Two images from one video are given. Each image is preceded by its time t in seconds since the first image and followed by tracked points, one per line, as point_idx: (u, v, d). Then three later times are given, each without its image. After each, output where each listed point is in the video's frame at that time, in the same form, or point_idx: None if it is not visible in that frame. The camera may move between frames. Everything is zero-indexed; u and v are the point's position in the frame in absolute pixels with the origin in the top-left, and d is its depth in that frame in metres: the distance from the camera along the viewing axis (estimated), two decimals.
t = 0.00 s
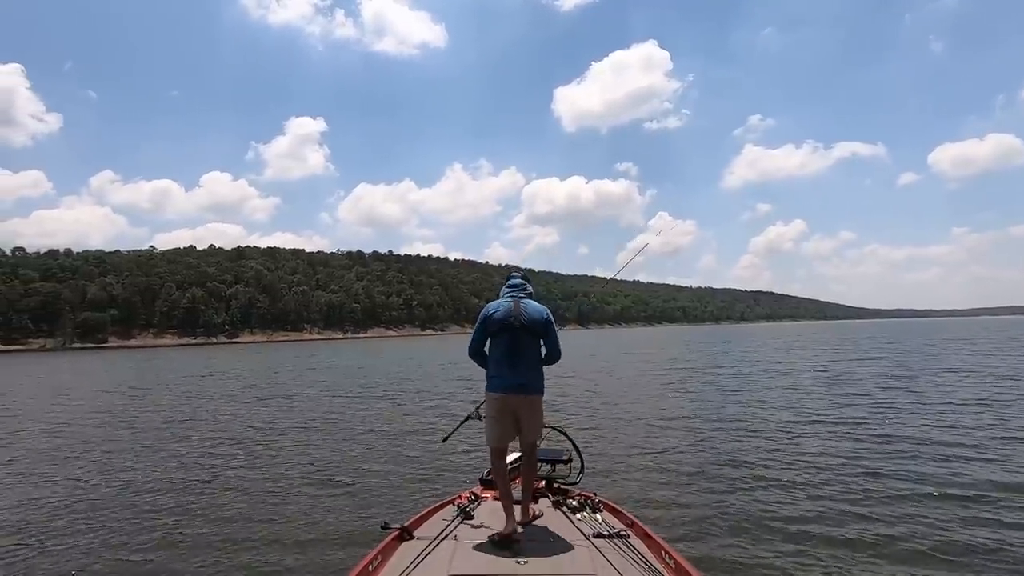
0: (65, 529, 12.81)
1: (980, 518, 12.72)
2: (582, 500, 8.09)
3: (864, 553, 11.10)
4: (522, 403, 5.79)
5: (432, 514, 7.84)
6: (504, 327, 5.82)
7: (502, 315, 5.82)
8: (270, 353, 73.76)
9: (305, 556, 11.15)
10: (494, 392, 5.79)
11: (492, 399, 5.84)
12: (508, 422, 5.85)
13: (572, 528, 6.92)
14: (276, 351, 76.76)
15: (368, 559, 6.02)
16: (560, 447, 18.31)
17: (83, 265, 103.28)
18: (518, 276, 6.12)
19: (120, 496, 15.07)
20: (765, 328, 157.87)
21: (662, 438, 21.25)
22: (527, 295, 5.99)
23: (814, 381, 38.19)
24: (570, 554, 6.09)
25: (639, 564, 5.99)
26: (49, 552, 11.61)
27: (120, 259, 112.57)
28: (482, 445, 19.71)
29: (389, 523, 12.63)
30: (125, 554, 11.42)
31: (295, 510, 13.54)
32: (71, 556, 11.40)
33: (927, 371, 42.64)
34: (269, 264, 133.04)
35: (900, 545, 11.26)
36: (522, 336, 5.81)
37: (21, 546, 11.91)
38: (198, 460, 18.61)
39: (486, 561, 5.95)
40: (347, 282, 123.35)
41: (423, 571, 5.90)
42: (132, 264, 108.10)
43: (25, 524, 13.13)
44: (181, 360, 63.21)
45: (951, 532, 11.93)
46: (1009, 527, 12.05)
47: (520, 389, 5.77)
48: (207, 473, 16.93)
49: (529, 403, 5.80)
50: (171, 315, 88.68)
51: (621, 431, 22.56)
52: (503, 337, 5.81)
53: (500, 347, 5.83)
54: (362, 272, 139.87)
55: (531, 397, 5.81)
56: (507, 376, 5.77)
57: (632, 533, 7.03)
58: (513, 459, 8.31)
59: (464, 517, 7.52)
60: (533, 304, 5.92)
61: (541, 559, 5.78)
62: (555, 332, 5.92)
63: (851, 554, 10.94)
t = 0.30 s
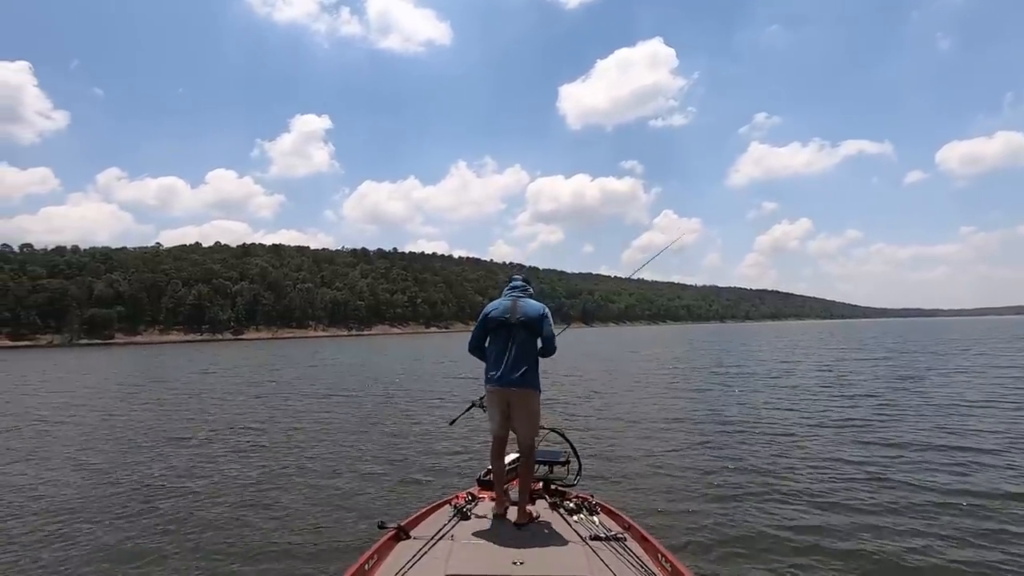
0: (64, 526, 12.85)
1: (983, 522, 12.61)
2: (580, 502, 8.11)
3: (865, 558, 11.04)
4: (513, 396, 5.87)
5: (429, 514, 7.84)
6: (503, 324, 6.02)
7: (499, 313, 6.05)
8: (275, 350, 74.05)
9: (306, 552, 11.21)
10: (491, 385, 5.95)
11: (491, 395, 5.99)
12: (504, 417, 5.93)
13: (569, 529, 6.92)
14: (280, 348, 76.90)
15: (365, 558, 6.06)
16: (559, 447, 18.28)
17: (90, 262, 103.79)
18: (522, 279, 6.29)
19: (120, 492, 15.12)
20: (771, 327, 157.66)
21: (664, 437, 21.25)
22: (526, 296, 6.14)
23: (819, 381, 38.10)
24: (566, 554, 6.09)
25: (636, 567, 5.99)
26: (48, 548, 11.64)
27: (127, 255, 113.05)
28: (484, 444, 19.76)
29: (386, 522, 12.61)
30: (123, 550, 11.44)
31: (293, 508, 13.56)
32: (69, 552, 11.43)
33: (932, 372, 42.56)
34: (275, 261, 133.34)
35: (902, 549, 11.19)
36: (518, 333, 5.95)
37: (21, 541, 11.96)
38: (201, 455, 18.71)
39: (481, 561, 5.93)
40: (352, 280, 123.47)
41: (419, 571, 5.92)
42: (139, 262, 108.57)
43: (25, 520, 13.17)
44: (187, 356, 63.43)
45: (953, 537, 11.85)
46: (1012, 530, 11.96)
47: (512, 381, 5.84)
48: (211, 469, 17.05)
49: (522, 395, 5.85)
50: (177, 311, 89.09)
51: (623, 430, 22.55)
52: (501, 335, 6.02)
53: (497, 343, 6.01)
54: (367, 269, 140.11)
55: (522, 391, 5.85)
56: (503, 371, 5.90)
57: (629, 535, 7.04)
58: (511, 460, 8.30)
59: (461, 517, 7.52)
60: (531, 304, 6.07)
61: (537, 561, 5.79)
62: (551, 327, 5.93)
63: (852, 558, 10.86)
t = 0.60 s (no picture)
0: (65, 524, 12.86)
1: (985, 525, 12.59)
2: (578, 502, 8.12)
3: (866, 560, 11.00)
4: (500, 392, 5.93)
5: (427, 512, 7.85)
6: (494, 323, 6.15)
7: (492, 313, 6.19)
8: (280, 348, 74.31)
9: (307, 550, 11.24)
10: (480, 382, 6.09)
11: (485, 392, 6.13)
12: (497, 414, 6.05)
13: (567, 528, 6.93)
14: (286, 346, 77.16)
15: (363, 555, 6.07)
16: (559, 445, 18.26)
17: (96, 261, 104.15)
18: (517, 279, 6.38)
19: (122, 490, 15.15)
20: (776, 325, 157.35)
21: (667, 437, 21.23)
22: (518, 296, 6.21)
23: (824, 380, 37.99)
24: (563, 554, 6.10)
25: (634, 567, 6.00)
26: (49, 545, 11.68)
27: (133, 254, 113.42)
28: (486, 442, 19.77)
29: (384, 519, 12.62)
30: (121, 548, 11.47)
31: (292, 506, 13.57)
32: (69, 551, 11.46)
33: (938, 370, 42.38)
34: (279, 259, 133.56)
35: (904, 552, 11.14)
36: (505, 332, 6.03)
37: (22, 539, 12.01)
38: (205, 454, 18.76)
39: (478, 560, 5.94)
40: (357, 278, 123.59)
41: (416, 568, 5.94)
42: (145, 261, 108.96)
43: (26, 518, 13.23)
44: (193, 355, 63.62)
45: (956, 539, 11.83)
46: (1014, 532, 11.94)
47: (498, 377, 5.93)
48: (215, 467, 17.09)
49: (507, 390, 5.90)
50: (182, 310, 89.37)
51: (626, 429, 22.54)
52: (492, 334, 6.14)
53: (487, 341, 6.15)
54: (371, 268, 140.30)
55: (507, 386, 5.89)
56: (492, 369, 5.99)
57: (627, 535, 7.05)
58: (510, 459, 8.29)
59: (459, 515, 7.53)
60: (521, 303, 6.13)
61: (534, 560, 5.82)
62: (536, 324, 5.90)
63: (852, 561, 10.82)
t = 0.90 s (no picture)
0: (71, 523, 12.94)
1: (990, 526, 12.56)
2: (580, 499, 8.13)
3: (869, 562, 10.99)
4: (507, 389, 5.97)
5: (428, 510, 7.87)
6: (500, 321, 6.18)
7: (498, 311, 6.21)
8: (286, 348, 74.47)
9: (311, 548, 11.28)
10: (488, 379, 6.12)
11: (493, 390, 6.18)
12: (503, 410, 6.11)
13: (569, 525, 6.94)
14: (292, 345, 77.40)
15: (365, 555, 6.10)
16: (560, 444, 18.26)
17: (103, 262, 104.51)
18: (524, 275, 6.39)
19: (128, 489, 15.23)
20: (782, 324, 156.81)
21: (671, 437, 21.20)
22: (524, 293, 6.23)
23: (829, 379, 37.90)
24: (564, 552, 6.12)
25: (636, 564, 6.01)
26: (55, 544, 11.76)
27: (139, 255, 113.84)
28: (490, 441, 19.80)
29: (387, 518, 12.66)
30: (124, 546, 11.56)
31: (297, 505, 13.63)
32: (75, 549, 11.51)
33: (945, 368, 42.24)
34: (284, 259, 133.80)
35: (908, 552, 11.12)
36: (512, 330, 6.06)
37: (26, 538, 12.10)
38: (209, 453, 18.81)
39: (481, 559, 5.97)
40: (361, 278, 123.81)
41: (418, 567, 5.96)
42: (151, 261, 109.38)
43: (31, 516, 13.35)
44: (200, 355, 63.90)
45: (959, 538, 11.81)
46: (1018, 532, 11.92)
47: (505, 376, 5.96)
48: (219, 466, 17.14)
49: (514, 389, 5.93)
50: (188, 310, 89.67)
51: (631, 429, 22.53)
52: (498, 332, 6.17)
53: (494, 340, 6.17)
54: (376, 267, 140.59)
55: (514, 384, 5.93)
56: (499, 367, 6.03)
57: (628, 532, 7.07)
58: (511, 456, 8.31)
59: (461, 513, 7.54)
60: (527, 300, 6.15)
61: (537, 558, 5.84)
62: (543, 324, 5.94)
63: (855, 561, 10.82)
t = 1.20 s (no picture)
0: (79, 522, 13.02)
1: (993, 534, 12.54)
2: (580, 497, 8.14)
3: (872, 568, 11.00)
4: (513, 389, 6.03)
5: (429, 509, 7.89)
6: (502, 320, 6.18)
7: (498, 311, 6.22)
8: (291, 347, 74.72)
9: (314, 548, 11.32)
10: (493, 380, 6.14)
11: (497, 389, 6.21)
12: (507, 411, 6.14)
13: (569, 523, 6.96)
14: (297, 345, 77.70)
15: (366, 555, 6.12)
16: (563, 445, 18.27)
17: (109, 261, 104.90)
18: (521, 269, 6.35)
19: (134, 487, 15.31)
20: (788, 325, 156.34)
21: (674, 438, 21.18)
22: (523, 289, 6.21)
23: (834, 381, 37.78)
24: (564, 549, 6.13)
25: (636, 561, 6.04)
26: (62, 543, 11.86)
27: (146, 254, 114.29)
28: (493, 442, 19.80)
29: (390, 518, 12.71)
30: (129, 544, 11.65)
31: (302, 505, 13.70)
32: (82, 548, 11.60)
33: (952, 371, 42.03)
34: (290, 259, 134.07)
35: (911, 562, 11.11)
36: (513, 329, 6.08)
37: (34, 536, 12.22)
38: (214, 451, 18.89)
39: (481, 557, 5.98)
40: (367, 278, 124.09)
41: (418, 566, 5.99)
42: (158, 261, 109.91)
43: (39, 514, 13.43)
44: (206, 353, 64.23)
45: (963, 547, 11.79)
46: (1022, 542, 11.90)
47: (509, 376, 6.00)
48: (223, 466, 17.17)
49: (520, 389, 5.98)
50: (194, 309, 90.01)
51: (635, 430, 22.52)
52: (500, 331, 6.18)
53: (496, 340, 6.18)
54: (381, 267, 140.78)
55: (520, 384, 5.98)
56: (503, 367, 6.06)
57: (629, 530, 7.08)
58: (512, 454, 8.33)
59: (462, 511, 7.56)
60: (527, 298, 6.14)
61: (538, 556, 5.87)
62: (544, 322, 5.96)
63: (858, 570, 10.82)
